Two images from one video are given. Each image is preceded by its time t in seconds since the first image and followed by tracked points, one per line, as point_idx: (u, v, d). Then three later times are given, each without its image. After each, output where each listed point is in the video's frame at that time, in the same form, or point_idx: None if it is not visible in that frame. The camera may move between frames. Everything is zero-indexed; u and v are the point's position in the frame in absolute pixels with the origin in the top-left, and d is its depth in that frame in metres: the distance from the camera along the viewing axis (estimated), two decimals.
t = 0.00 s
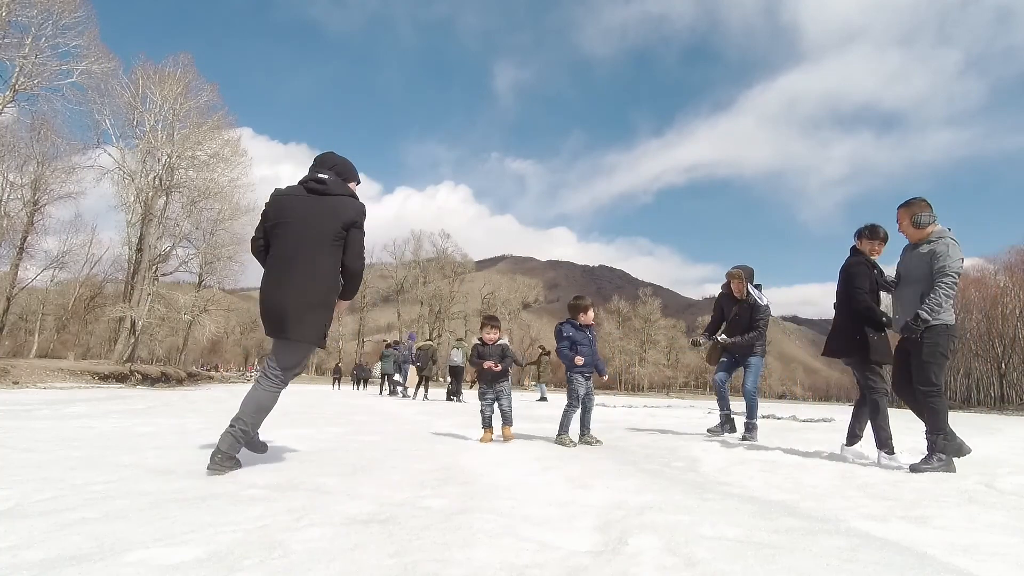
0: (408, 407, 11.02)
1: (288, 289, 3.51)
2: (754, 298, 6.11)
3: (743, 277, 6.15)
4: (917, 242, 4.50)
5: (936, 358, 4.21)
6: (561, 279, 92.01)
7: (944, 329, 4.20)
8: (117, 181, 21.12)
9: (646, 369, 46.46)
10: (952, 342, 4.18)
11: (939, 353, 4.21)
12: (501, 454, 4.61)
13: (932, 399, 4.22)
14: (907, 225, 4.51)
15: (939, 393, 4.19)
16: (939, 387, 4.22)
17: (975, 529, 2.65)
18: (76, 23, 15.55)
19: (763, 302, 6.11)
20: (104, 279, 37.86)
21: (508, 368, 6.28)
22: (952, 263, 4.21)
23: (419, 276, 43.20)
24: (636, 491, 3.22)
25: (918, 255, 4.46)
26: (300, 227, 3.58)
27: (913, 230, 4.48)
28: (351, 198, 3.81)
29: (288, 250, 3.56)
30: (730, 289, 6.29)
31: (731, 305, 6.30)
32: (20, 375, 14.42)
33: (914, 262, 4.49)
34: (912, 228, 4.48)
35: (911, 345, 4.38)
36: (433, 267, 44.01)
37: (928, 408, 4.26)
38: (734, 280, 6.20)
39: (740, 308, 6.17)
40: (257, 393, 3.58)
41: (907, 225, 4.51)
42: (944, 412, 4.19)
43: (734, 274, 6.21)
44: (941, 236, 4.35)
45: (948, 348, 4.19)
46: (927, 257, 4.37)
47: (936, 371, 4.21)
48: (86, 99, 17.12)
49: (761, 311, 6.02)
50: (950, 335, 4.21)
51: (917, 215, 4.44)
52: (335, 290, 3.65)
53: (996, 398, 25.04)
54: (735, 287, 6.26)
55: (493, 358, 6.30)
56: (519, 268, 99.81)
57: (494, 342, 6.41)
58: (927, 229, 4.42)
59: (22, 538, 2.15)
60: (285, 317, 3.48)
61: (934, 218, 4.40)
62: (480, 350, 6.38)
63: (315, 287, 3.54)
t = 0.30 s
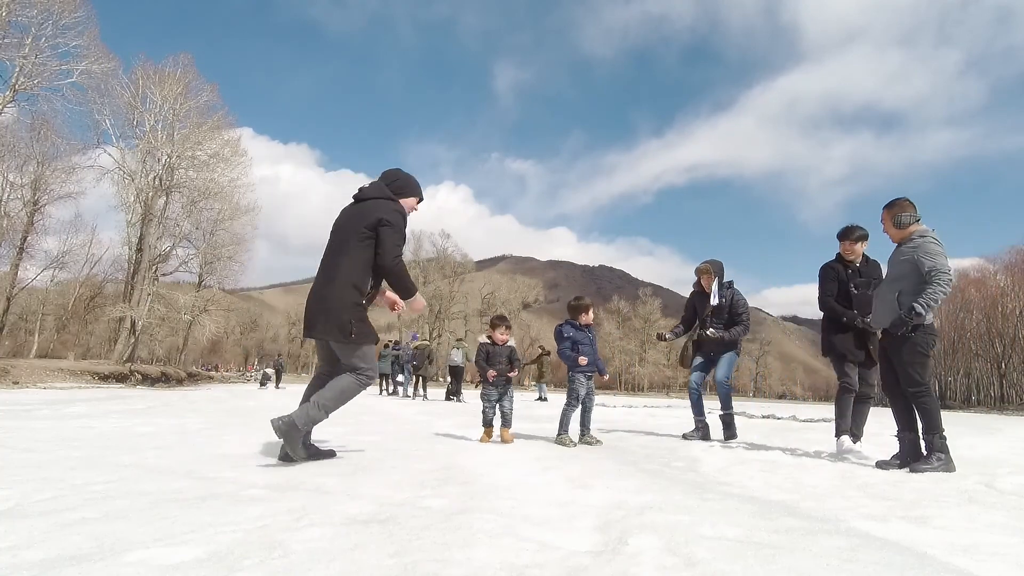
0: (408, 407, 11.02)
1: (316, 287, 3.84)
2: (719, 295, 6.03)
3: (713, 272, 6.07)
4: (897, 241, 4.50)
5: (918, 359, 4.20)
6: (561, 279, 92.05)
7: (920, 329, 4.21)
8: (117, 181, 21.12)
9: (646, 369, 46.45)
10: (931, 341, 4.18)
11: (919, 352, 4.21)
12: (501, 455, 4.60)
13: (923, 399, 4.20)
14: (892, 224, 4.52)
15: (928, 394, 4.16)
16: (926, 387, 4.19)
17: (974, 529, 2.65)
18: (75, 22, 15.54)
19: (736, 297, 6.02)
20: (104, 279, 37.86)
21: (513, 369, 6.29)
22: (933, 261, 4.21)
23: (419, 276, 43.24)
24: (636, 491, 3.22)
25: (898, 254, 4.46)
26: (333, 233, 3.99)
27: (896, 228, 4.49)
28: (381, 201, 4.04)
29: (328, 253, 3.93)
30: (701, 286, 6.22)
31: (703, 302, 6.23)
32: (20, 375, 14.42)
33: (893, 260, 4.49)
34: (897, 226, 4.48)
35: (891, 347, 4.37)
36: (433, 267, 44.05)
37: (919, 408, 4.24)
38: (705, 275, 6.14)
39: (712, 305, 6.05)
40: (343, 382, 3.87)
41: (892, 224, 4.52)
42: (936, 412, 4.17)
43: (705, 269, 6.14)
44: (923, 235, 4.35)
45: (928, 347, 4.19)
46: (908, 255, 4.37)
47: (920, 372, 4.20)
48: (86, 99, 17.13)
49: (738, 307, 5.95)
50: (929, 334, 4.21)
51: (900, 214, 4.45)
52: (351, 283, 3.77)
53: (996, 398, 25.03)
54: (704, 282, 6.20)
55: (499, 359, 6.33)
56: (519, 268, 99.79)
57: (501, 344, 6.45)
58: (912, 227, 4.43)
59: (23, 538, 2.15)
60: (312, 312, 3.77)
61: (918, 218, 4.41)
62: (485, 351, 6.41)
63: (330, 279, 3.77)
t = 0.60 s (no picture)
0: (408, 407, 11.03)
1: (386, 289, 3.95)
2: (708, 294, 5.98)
3: (701, 270, 6.03)
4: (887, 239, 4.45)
5: (916, 355, 4.20)
6: (561, 279, 92.13)
7: (916, 327, 4.24)
8: (117, 181, 21.13)
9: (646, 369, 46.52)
10: (926, 337, 4.21)
11: (917, 349, 4.22)
12: (501, 455, 4.61)
13: (924, 396, 4.19)
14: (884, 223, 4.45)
15: (928, 391, 4.16)
16: (925, 384, 4.20)
17: (974, 529, 2.65)
18: (76, 23, 15.56)
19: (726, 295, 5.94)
20: (104, 279, 37.84)
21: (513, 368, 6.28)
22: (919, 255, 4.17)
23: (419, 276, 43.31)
24: (636, 491, 3.22)
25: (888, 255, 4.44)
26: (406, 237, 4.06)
27: (884, 225, 4.45)
28: (450, 203, 4.00)
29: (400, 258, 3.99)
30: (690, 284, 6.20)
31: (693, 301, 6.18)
32: (20, 375, 14.42)
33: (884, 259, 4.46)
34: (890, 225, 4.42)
35: (888, 346, 4.38)
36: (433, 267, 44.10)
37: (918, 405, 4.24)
38: (692, 273, 6.10)
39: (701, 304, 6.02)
40: (410, 396, 3.90)
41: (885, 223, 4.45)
42: (936, 408, 4.18)
43: (693, 266, 6.10)
44: (919, 234, 4.31)
45: (925, 343, 4.21)
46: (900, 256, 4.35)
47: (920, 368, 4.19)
48: (87, 99, 17.15)
49: (725, 306, 5.87)
50: (924, 331, 4.25)
51: (892, 212, 4.40)
52: (411, 285, 3.80)
53: (996, 398, 25.09)
54: (692, 281, 6.16)
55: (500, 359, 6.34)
56: (519, 268, 99.84)
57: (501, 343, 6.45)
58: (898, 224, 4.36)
59: (22, 538, 2.15)
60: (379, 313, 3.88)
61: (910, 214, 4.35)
62: (486, 350, 6.43)
63: (393, 281, 3.85)
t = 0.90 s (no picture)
0: (407, 407, 11.02)
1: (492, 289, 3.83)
2: (694, 292, 5.86)
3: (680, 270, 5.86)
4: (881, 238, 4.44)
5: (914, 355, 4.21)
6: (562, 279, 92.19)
7: (912, 326, 4.26)
8: (117, 181, 21.12)
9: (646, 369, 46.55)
10: (923, 337, 4.23)
11: (915, 349, 4.23)
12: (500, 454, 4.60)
13: (923, 395, 4.19)
14: (877, 222, 4.43)
15: (926, 390, 4.16)
16: (925, 383, 4.20)
17: (974, 529, 2.65)
18: (76, 22, 15.56)
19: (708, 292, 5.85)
20: (104, 279, 37.84)
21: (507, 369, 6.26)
22: (906, 247, 4.16)
23: (419, 276, 43.33)
24: (636, 491, 3.22)
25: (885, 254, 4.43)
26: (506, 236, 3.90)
27: (875, 224, 4.44)
28: (551, 200, 3.81)
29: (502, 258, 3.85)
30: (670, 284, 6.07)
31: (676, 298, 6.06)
32: (20, 375, 14.42)
33: (880, 257, 4.47)
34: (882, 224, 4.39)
35: (884, 347, 4.40)
36: (433, 267, 44.11)
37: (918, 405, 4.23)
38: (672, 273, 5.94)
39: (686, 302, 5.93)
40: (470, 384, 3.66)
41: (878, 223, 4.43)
42: (936, 406, 4.17)
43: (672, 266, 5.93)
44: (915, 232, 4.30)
45: (922, 343, 4.23)
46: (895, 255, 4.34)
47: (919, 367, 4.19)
48: (86, 99, 17.15)
49: (709, 302, 5.84)
50: (920, 331, 4.27)
51: (885, 212, 4.38)
52: (520, 281, 3.64)
53: (996, 398, 25.12)
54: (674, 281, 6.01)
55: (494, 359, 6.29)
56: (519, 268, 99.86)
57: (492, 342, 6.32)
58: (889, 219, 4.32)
59: (22, 538, 2.15)
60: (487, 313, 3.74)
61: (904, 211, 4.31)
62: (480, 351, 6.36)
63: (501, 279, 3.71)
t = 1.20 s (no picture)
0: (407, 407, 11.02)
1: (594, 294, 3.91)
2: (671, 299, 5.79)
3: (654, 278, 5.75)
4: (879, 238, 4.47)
5: (911, 355, 4.20)
6: (562, 279, 92.23)
7: (911, 327, 4.25)
8: (117, 181, 21.11)
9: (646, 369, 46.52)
10: (920, 338, 4.21)
11: (913, 349, 4.23)
12: (500, 455, 4.60)
13: (923, 394, 4.18)
14: (877, 221, 4.45)
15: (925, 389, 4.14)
16: (923, 383, 4.18)
17: (974, 529, 2.65)
18: (76, 22, 15.58)
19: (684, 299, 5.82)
20: (104, 279, 37.85)
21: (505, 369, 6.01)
22: (899, 241, 4.21)
23: (419, 276, 43.35)
24: (636, 490, 3.22)
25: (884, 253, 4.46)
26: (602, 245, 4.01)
27: (872, 223, 4.49)
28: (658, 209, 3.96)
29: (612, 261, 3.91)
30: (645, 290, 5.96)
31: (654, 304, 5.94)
32: (20, 375, 14.43)
33: (879, 256, 4.52)
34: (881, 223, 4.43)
35: (882, 346, 4.39)
36: (433, 267, 44.13)
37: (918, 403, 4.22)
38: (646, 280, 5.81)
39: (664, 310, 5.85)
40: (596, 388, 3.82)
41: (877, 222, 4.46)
42: (935, 403, 4.16)
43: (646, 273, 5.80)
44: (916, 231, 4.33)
45: (919, 344, 4.22)
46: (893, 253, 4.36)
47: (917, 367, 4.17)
48: (86, 99, 17.15)
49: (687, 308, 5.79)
50: (918, 331, 4.26)
51: (886, 212, 4.39)
52: (632, 282, 3.80)
53: (996, 398, 25.13)
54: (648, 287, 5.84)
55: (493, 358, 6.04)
56: (519, 268, 99.84)
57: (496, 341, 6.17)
58: (886, 216, 4.36)
59: (22, 538, 2.15)
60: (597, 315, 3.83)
61: (903, 210, 4.34)
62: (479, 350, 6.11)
63: (613, 285, 3.81)
